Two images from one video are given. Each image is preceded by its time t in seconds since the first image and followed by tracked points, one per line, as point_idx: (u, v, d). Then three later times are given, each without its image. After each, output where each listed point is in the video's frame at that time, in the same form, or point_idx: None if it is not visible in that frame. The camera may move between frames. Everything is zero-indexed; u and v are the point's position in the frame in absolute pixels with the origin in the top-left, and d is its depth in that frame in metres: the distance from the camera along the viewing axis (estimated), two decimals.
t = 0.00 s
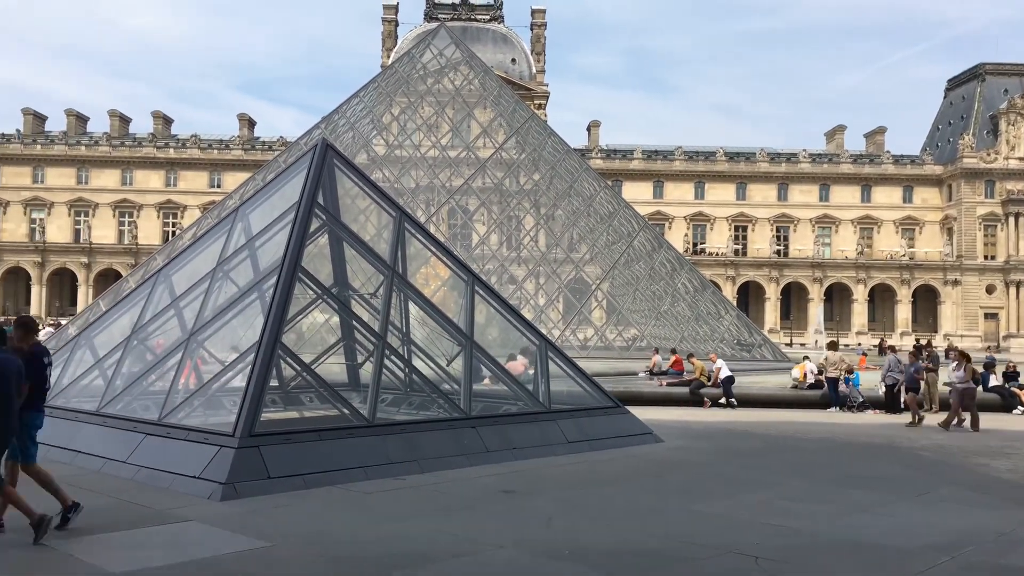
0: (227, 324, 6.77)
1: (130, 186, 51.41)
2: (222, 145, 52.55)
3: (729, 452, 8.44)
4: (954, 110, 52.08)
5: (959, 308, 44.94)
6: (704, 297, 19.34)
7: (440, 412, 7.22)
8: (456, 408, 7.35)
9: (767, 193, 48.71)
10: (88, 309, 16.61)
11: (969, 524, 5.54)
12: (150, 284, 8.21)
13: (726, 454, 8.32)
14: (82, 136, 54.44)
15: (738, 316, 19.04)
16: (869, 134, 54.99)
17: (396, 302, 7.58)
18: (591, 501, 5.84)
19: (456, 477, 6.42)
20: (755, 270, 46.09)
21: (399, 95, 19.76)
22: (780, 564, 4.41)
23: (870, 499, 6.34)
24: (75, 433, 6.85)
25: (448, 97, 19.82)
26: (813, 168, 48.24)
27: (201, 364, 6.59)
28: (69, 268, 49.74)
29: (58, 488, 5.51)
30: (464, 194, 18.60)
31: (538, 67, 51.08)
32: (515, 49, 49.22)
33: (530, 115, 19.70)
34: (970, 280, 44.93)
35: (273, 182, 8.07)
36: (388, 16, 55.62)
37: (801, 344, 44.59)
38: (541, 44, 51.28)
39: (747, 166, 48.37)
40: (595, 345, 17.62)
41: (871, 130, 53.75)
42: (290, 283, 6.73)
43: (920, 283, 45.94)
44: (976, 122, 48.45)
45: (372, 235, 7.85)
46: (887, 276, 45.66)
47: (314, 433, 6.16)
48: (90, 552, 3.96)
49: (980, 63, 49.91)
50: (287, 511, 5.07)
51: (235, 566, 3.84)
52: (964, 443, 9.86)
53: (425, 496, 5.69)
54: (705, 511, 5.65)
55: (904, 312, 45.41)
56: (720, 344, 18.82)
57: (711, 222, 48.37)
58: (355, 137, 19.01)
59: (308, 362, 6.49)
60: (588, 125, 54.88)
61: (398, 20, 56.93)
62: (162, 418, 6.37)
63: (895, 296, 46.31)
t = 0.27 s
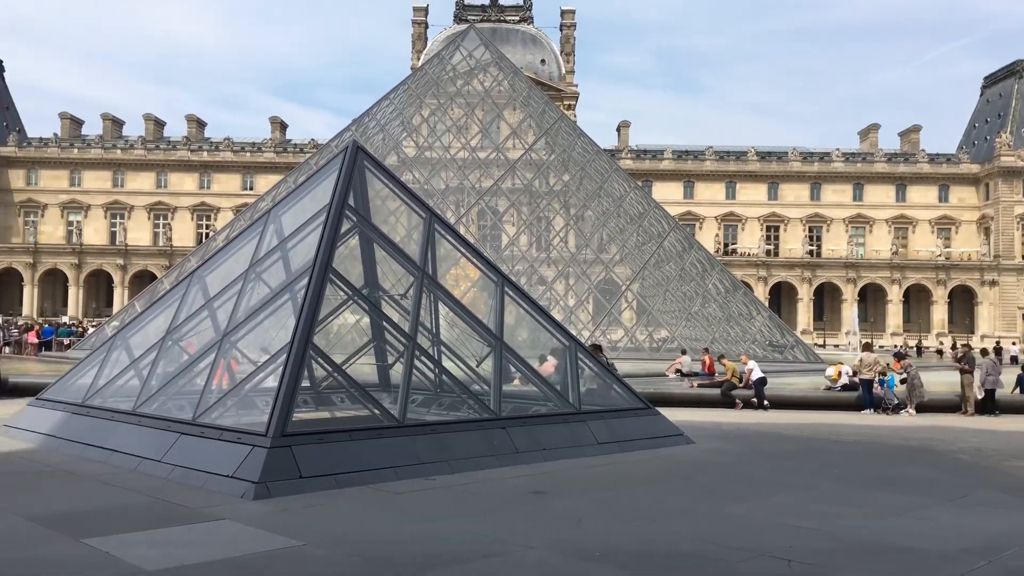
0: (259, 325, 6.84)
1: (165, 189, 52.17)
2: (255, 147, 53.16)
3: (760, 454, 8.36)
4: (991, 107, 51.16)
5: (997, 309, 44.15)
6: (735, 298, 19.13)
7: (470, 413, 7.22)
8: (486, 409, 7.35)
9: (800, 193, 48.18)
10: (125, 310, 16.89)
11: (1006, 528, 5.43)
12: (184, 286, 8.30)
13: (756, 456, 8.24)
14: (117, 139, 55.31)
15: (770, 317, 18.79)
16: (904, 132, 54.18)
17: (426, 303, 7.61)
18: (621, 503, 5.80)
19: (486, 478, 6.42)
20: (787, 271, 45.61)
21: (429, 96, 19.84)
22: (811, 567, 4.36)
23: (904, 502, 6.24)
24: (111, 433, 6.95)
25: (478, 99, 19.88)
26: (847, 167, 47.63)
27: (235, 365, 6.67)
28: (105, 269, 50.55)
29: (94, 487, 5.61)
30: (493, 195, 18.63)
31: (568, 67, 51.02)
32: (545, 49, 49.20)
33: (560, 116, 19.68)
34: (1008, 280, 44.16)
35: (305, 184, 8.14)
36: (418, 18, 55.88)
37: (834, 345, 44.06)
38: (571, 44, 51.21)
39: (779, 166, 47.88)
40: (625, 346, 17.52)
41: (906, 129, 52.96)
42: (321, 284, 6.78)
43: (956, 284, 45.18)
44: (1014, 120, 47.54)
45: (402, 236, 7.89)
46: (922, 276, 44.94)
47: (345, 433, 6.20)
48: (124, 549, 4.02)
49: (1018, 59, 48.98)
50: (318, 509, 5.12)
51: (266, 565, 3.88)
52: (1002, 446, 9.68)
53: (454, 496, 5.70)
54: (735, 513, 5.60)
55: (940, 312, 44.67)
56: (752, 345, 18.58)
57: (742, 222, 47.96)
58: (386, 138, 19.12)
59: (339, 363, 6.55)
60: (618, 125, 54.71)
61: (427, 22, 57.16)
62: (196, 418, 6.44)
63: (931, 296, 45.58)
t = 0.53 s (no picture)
0: (291, 326, 6.90)
1: (198, 191, 52.87)
2: (287, 150, 53.71)
3: (793, 457, 8.24)
4: None
5: None
6: (767, 299, 18.89)
7: (500, 413, 7.22)
8: (516, 409, 7.34)
9: (833, 192, 47.59)
10: (160, 311, 17.12)
11: None
12: (218, 287, 8.41)
13: (789, 458, 8.13)
14: (152, 143, 56.12)
15: (803, 318, 18.53)
16: (940, 130, 53.31)
17: (456, 304, 7.62)
18: (653, 504, 5.75)
19: (516, 479, 6.41)
20: (820, 271, 45.06)
21: (458, 97, 19.87)
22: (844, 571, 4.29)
23: (941, 506, 6.12)
24: (147, 432, 7.05)
25: (508, 100, 19.92)
26: (881, 165, 46.94)
27: (267, 365, 6.73)
28: (140, 271, 51.28)
29: (130, 485, 5.69)
30: (523, 196, 18.63)
31: (597, 67, 50.90)
32: (574, 50, 49.14)
33: (589, 117, 19.62)
34: None
35: (336, 185, 8.19)
36: (448, 20, 56.08)
37: (869, 346, 43.43)
38: (600, 45, 51.09)
39: (811, 165, 47.33)
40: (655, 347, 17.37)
41: (942, 127, 52.10)
42: (352, 285, 6.82)
43: (994, 284, 44.36)
44: None
45: (432, 237, 7.91)
46: (959, 276, 44.19)
47: (376, 433, 6.23)
48: (159, 548, 4.07)
49: None
50: (348, 509, 5.14)
51: (297, 564, 3.90)
52: None
53: (484, 497, 5.69)
54: (768, 516, 5.52)
55: (977, 313, 43.87)
56: (784, 346, 18.33)
57: (774, 222, 47.50)
58: (416, 140, 19.19)
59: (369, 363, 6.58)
60: (648, 125, 54.46)
61: (457, 24, 57.38)
62: (230, 417, 6.51)
63: (968, 297, 44.78)
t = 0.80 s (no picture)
0: (323, 326, 6.96)
1: (232, 194, 53.51)
2: (319, 152, 54.21)
3: (827, 459, 8.14)
4: None
5: None
6: (799, 299, 18.65)
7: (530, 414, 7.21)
8: (546, 410, 7.33)
9: (867, 191, 46.95)
10: (194, 311, 17.34)
11: None
12: (250, 288, 8.50)
13: (823, 461, 8.02)
14: (186, 146, 56.91)
15: (836, 319, 18.27)
16: (977, 128, 52.37)
17: (486, 305, 7.64)
18: (682, 506, 5.71)
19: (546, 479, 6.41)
20: (854, 272, 44.48)
21: (488, 99, 19.95)
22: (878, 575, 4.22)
23: (977, 509, 6.00)
24: (181, 431, 7.14)
25: (537, 101, 19.96)
26: (916, 164, 46.22)
27: (299, 365, 6.79)
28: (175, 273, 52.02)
29: (166, 483, 5.78)
30: (552, 196, 18.64)
31: (627, 67, 50.71)
32: (604, 50, 49.01)
33: (619, 117, 19.55)
34: None
35: (367, 186, 8.24)
36: (478, 21, 56.20)
37: (904, 347, 42.75)
38: (630, 44, 50.90)
39: (845, 164, 46.73)
40: (686, 348, 17.28)
41: (979, 124, 51.17)
42: (383, 286, 6.86)
43: None
44: None
45: (462, 238, 7.94)
46: (997, 276, 43.43)
47: (407, 433, 6.26)
48: (194, 546, 4.13)
49: None
50: (379, 510, 5.16)
51: (329, 563, 3.93)
52: None
53: (514, 498, 5.70)
54: (801, 519, 5.45)
55: (1016, 313, 43.07)
56: (817, 347, 18.09)
57: (807, 221, 47.00)
58: (445, 141, 19.26)
59: (400, 364, 6.61)
60: (679, 125, 54.15)
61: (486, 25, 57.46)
62: (262, 417, 6.58)
63: (1006, 297, 43.98)
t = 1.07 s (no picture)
0: (353, 327, 7.00)
1: (264, 196, 54.08)
2: (349, 154, 54.61)
3: (861, 461, 8.02)
4: None
5: None
6: (833, 299, 18.44)
7: (560, 415, 7.21)
8: (576, 411, 7.31)
9: (901, 190, 46.22)
10: (227, 312, 17.53)
11: None
12: (282, 289, 8.58)
13: (857, 463, 7.91)
14: (219, 149, 57.61)
15: (870, 319, 18.03)
16: (1015, 125, 51.39)
17: (516, 306, 7.64)
18: (713, 508, 5.66)
19: (576, 480, 6.39)
20: (888, 272, 43.83)
21: (517, 100, 19.97)
22: None
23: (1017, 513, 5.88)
24: (215, 431, 7.23)
25: (567, 101, 19.93)
26: (952, 162, 45.45)
27: (331, 366, 6.85)
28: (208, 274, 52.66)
29: (201, 482, 5.85)
30: (582, 197, 18.60)
31: (657, 67, 50.46)
32: (634, 50, 48.82)
33: (649, 117, 19.45)
34: None
35: (397, 188, 8.29)
36: (507, 22, 56.26)
37: (940, 348, 42.06)
38: (660, 44, 50.63)
39: (879, 163, 46.10)
40: (717, 349, 17.15)
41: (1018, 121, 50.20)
42: (413, 287, 6.89)
43: None
44: None
45: (492, 239, 7.95)
46: None
47: (437, 433, 6.28)
48: (228, 544, 4.18)
49: None
50: (410, 509, 5.18)
51: (361, 562, 3.97)
52: None
53: (544, 499, 5.69)
54: (835, 523, 5.38)
55: None
56: (851, 348, 17.87)
57: (840, 221, 46.45)
58: (475, 142, 19.30)
59: (431, 365, 6.64)
60: (709, 124, 53.78)
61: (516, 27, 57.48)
62: (295, 417, 6.64)
63: None
